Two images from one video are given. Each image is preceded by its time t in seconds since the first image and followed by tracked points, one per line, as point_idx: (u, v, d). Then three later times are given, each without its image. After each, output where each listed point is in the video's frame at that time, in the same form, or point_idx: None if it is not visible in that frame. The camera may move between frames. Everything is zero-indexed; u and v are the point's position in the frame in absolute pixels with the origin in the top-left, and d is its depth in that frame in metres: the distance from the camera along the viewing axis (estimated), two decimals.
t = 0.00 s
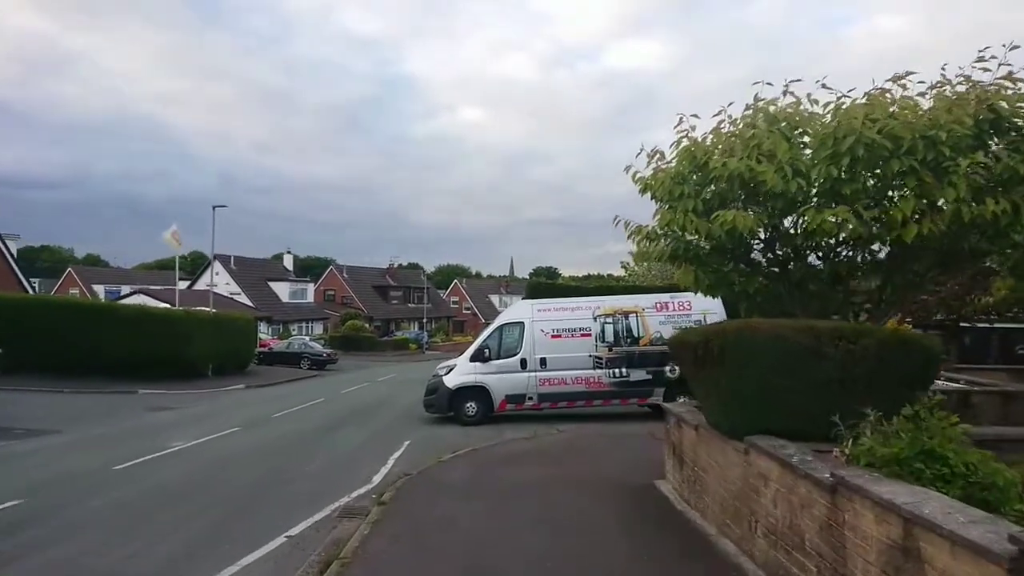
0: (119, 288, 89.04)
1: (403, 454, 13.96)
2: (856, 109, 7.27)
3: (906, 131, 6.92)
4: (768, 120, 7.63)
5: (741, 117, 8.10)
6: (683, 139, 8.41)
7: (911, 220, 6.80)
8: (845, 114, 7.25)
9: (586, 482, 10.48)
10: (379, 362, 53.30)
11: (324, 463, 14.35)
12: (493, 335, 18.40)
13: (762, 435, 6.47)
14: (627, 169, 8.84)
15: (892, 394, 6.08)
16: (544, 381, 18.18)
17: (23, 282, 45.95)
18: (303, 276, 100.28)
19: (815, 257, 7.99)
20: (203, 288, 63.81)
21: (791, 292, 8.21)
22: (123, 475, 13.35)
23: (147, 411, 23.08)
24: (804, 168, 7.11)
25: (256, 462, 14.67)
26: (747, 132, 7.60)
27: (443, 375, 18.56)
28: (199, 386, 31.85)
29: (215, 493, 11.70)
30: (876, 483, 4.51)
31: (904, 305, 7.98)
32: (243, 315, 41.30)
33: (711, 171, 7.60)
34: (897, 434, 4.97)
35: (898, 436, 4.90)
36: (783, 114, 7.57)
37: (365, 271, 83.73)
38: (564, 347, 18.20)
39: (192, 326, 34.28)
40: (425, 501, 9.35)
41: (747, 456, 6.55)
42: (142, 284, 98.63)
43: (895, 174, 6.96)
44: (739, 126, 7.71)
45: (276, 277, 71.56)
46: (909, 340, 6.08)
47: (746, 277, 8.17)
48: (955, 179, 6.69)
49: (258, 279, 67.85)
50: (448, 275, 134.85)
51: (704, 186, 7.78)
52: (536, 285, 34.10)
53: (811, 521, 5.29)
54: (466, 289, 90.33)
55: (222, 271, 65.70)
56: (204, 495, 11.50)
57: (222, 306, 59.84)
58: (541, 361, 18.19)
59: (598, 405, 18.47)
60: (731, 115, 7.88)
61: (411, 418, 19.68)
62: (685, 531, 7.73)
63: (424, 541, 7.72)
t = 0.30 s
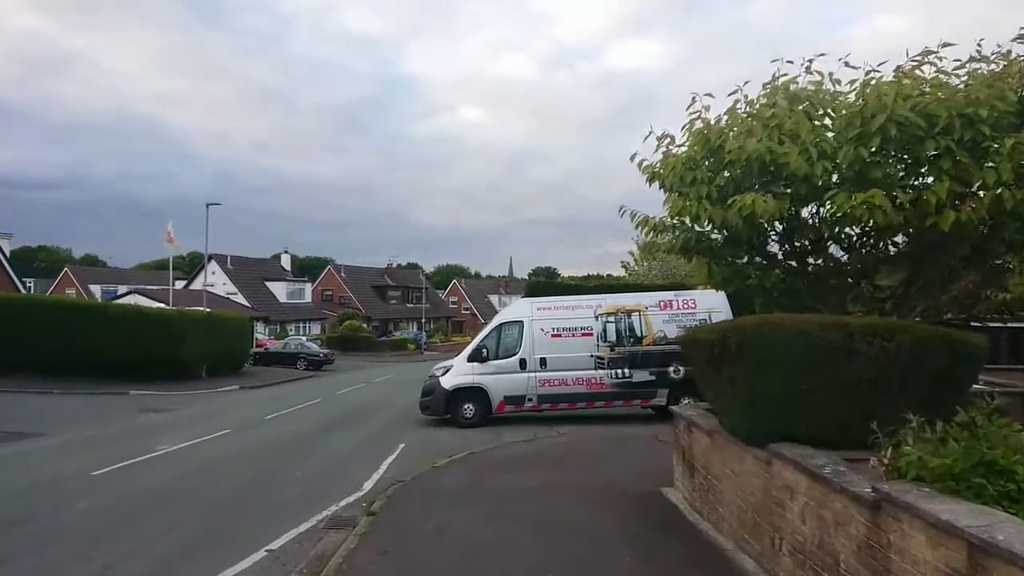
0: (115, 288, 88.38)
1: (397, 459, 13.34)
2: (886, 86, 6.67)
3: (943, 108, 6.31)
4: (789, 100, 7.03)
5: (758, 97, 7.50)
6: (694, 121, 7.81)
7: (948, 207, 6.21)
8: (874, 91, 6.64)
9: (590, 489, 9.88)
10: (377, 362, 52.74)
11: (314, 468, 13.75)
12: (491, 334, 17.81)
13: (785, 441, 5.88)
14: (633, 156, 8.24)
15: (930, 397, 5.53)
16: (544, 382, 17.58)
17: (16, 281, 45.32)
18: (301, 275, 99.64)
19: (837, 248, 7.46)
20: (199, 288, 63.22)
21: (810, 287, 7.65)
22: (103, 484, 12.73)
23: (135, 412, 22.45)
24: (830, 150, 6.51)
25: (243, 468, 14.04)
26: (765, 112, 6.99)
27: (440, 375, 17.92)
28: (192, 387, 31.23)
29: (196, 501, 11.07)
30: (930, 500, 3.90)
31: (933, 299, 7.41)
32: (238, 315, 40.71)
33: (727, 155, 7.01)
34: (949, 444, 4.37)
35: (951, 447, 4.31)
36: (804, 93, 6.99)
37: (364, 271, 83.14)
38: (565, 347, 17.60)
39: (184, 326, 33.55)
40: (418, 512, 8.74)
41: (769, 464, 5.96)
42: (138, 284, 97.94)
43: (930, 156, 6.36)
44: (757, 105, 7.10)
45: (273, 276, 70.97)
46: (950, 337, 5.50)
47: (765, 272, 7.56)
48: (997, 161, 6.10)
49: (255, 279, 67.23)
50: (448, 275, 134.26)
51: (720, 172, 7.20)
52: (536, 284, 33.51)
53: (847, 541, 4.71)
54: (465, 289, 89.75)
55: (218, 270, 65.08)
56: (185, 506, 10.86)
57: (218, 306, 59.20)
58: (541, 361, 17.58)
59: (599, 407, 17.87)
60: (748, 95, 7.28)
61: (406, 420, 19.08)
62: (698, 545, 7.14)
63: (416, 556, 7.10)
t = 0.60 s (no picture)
0: (110, 288, 87.59)
1: (388, 466, 12.70)
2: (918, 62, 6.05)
3: (983, 85, 5.69)
4: (810, 79, 6.43)
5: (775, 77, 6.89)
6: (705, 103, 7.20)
7: (990, 194, 5.59)
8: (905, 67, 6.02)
9: (592, 502, 9.26)
10: (373, 363, 52.11)
11: (299, 477, 13.07)
12: (488, 335, 17.19)
13: (811, 455, 5.30)
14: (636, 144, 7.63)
15: (973, 404, 5.01)
16: (542, 385, 16.96)
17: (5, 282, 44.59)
18: (298, 276, 99.01)
19: (859, 241, 6.89)
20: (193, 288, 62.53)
21: (830, 283, 7.05)
22: (71, 495, 11.98)
23: (121, 416, 21.78)
24: (856, 132, 5.90)
25: (223, 478, 13.34)
26: (784, 91, 6.38)
27: (435, 378, 17.28)
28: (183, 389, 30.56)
29: (169, 515, 10.37)
30: (1000, 531, 3.28)
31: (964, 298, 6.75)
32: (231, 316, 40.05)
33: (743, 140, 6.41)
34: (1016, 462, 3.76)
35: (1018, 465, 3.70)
36: (827, 71, 6.39)
37: (361, 272, 82.54)
38: (564, 349, 17.00)
39: (176, 327, 33.30)
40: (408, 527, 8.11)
41: (792, 480, 5.37)
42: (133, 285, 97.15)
43: (970, 139, 5.74)
44: (775, 85, 6.50)
45: (269, 276, 70.31)
46: (998, 339, 4.94)
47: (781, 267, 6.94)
48: None
49: (250, 279, 66.55)
50: (446, 276, 133.65)
51: (734, 157, 6.62)
52: (535, 284, 32.91)
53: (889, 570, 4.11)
54: (463, 290, 89.19)
55: (213, 271, 64.42)
56: (157, 519, 10.15)
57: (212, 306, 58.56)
58: (540, 363, 16.96)
59: (599, 410, 17.27)
60: (764, 75, 6.69)
61: (399, 424, 18.44)
62: (710, 565, 6.54)
63: None
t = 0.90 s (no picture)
0: (105, 287, 86.80)
1: (378, 472, 12.04)
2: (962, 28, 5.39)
3: None
4: (838, 49, 5.79)
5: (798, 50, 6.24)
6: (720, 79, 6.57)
7: None
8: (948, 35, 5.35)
9: (594, 514, 8.62)
10: (370, 362, 51.52)
11: (285, 483, 12.38)
12: (484, 334, 16.55)
13: (845, 471, 4.68)
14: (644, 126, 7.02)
15: None
16: (541, 386, 16.31)
17: None
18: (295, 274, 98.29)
19: (889, 231, 6.24)
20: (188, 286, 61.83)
21: (856, 277, 6.40)
22: (39, 500, 11.30)
23: (106, 417, 21.07)
24: (890, 108, 5.24)
25: (203, 483, 12.66)
26: (807, 63, 5.76)
27: (429, 378, 16.62)
28: (174, 389, 29.88)
29: (141, 522, 9.71)
30: None
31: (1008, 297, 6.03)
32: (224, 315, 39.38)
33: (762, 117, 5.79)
34: None
35: None
36: (857, 41, 5.74)
37: (359, 270, 81.89)
38: (564, 348, 16.35)
39: (167, 325, 32.80)
40: (394, 543, 7.45)
41: (823, 500, 4.75)
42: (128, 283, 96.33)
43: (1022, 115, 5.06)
44: (797, 58, 5.88)
45: (265, 275, 69.62)
46: None
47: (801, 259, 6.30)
48: None
49: (246, 278, 65.84)
50: (444, 274, 132.99)
51: (753, 138, 6.01)
52: (533, 282, 32.28)
53: None
54: (461, 288, 88.57)
55: (209, 269, 63.68)
56: (128, 526, 9.48)
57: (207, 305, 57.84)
58: (538, 363, 16.32)
59: (600, 412, 16.63)
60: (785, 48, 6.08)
61: (392, 426, 17.78)
62: None
63: None
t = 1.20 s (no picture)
0: (100, 287, 85.99)
1: (369, 480, 11.41)
2: None
3: None
4: (874, 13, 5.17)
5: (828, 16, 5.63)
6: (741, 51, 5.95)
7: None
8: None
9: (598, 526, 8.00)
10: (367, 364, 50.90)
11: (270, 489, 11.75)
12: (481, 334, 15.93)
13: (891, 488, 4.07)
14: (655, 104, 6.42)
15: None
16: (541, 389, 15.68)
17: None
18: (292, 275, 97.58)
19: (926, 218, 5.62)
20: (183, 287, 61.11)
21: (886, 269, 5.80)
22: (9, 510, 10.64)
23: (91, 420, 20.40)
24: (938, 76, 4.63)
25: (185, 489, 12.03)
26: (840, 28, 5.16)
27: (424, 380, 15.98)
28: (165, 391, 29.22)
29: (113, 533, 9.07)
30: None
31: None
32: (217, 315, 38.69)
33: (790, 88, 5.19)
34: None
35: None
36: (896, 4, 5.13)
37: (356, 271, 81.25)
38: (564, 349, 15.73)
39: (159, 325, 32.17)
40: (381, 561, 6.82)
41: (866, 521, 4.14)
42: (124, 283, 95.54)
43: None
44: (828, 23, 5.29)
45: (261, 275, 68.95)
46: None
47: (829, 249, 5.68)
48: None
49: (242, 278, 65.14)
50: (443, 275, 132.37)
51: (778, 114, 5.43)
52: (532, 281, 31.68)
53: None
54: (459, 289, 87.96)
55: (204, 270, 62.97)
56: (98, 537, 8.84)
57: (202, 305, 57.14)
58: (538, 365, 15.69)
59: (602, 415, 16.02)
60: (813, 14, 5.50)
61: (386, 430, 17.13)
62: None
63: None
